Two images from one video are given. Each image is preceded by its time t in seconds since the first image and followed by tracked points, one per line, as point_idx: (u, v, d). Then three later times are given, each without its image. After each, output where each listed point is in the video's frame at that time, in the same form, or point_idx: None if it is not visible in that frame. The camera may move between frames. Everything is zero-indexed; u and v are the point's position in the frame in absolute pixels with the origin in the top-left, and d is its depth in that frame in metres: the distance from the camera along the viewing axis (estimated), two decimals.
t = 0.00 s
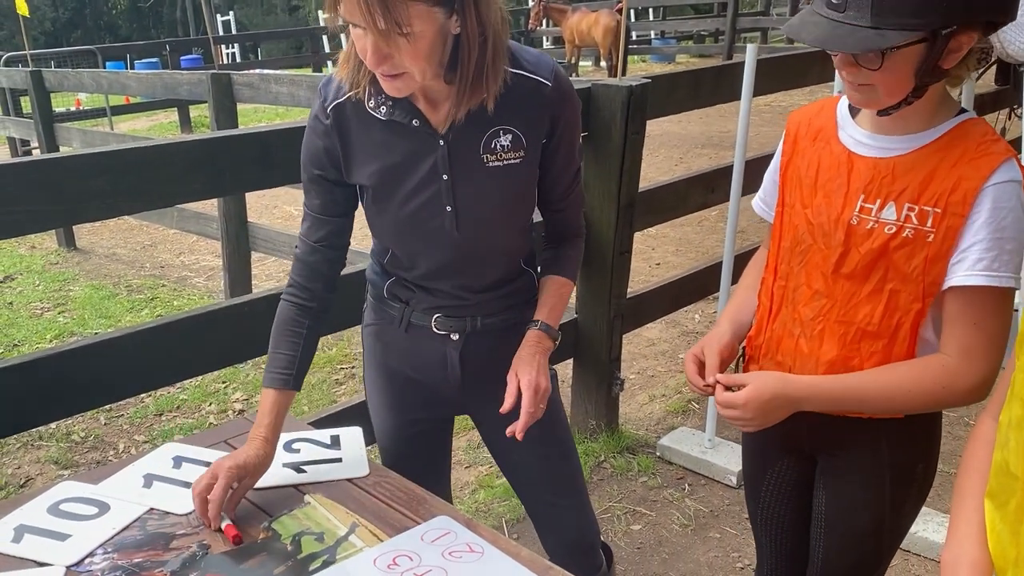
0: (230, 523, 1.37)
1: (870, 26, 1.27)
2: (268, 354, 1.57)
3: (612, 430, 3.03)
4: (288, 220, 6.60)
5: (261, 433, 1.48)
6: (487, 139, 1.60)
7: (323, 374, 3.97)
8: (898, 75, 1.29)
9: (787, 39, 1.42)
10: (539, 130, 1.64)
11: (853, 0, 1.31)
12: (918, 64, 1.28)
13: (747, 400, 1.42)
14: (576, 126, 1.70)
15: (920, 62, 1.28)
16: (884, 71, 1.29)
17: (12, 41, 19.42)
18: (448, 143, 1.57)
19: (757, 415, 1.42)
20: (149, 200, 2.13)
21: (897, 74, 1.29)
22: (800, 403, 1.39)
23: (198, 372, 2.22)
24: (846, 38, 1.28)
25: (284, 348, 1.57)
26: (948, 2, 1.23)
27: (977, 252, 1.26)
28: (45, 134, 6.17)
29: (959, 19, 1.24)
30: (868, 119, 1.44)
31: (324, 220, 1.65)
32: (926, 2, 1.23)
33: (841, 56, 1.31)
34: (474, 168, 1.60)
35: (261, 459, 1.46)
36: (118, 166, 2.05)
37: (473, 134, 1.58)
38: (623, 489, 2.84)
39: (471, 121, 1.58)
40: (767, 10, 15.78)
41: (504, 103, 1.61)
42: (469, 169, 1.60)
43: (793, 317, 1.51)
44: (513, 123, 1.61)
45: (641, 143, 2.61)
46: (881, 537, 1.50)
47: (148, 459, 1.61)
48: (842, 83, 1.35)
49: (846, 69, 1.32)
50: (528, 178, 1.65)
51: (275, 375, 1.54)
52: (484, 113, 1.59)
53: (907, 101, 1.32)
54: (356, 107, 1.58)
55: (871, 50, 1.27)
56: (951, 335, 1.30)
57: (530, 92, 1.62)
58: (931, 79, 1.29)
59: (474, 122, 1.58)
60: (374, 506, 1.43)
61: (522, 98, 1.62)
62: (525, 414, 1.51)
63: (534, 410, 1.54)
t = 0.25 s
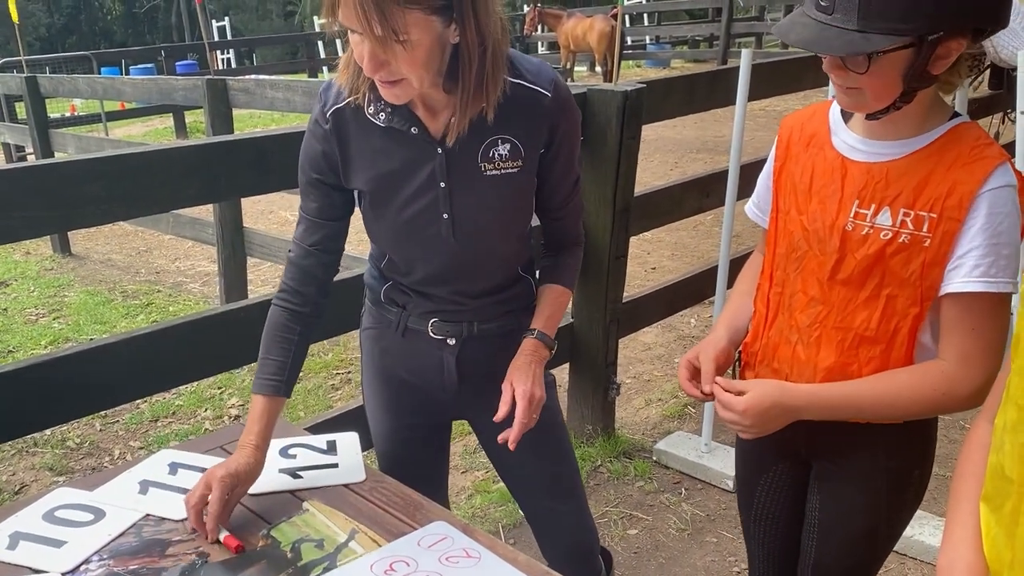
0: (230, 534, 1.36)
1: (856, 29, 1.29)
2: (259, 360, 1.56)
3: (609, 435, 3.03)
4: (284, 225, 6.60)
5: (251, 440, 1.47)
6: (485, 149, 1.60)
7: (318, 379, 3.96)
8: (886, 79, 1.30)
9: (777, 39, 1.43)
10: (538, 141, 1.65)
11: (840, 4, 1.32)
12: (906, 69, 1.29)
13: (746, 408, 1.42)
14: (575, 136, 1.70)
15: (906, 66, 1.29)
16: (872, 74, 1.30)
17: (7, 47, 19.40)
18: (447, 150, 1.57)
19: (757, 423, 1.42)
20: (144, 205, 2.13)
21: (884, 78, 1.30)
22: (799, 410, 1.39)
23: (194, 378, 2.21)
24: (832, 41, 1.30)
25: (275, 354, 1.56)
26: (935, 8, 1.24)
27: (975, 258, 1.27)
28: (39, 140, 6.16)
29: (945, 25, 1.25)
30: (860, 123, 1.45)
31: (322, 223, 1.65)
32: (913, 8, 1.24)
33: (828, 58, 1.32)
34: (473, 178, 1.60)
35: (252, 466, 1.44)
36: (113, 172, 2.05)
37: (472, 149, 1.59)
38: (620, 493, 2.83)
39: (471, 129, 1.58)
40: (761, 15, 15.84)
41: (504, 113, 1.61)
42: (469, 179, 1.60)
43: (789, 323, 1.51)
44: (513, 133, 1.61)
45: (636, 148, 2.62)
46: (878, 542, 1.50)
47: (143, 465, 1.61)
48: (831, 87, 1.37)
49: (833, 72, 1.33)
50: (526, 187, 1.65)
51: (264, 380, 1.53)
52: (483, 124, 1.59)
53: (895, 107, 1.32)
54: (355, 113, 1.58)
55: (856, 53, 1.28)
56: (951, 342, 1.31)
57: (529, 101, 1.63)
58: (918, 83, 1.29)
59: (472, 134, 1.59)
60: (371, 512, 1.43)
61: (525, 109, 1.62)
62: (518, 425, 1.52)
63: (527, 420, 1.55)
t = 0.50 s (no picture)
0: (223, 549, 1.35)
1: (837, 51, 1.31)
2: (250, 367, 1.56)
3: (600, 444, 3.03)
4: (274, 235, 6.59)
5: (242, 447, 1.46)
6: (474, 152, 1.61)
7: (310, 390, 3.95)
8: (871, 95, 1.32)
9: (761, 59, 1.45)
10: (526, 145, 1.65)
11: (820, 25, 1.33)
12: (890, 84, 1.31)
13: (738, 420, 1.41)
14: (563, 140, 1.71)
15: (892, 82, 1.30)
16: (856, 92, 1.32)
17: None
18: (436, 153, 1.58)
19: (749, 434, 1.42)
20: (134, 216, 2.12)
21: (869, 95, 1.32)
22: (793, 421, 1.39)
23: (184, 389, 2.20)
24: (813, 63, 1.32)
25: (267, 361, 1.56)
26: (914, 25, 1.26)
27: (966, 268, 1.28)
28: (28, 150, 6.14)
29: (926, 41, 1.27)
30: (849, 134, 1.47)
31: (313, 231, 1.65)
32: (892, 27, 1.26)
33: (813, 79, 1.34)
34: (463, 182, 1.61)
35: (244, 470, 1.43)
36: (103, 183, 2.05)
37: (460, 151, 1.59)
38: (611, 502, 2.84)
39: (457, 132, 1.59)
40: (749, 26, 15.98)
41: (492, 118, 1.62)
42: (457, 182, 1.60)
43: (779, 332, 1.52)
44: (501, 137, 1.62)
45: (625, 157, 2.63)
46: (864, 553, 1.51)
47: (133, 477, 1.60)
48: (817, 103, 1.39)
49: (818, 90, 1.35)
50: (515, 191, 1.65)
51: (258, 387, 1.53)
52: (471, 125, 1.60)
53: (882, 120, 1.34)
54: (344, 117, 1.59)
55: (838, 74, 1.30)
56: (942, 352, 1.32)
57: (518, 106, 1.64)
58: (904, 97, 1.31)
59: (460, 136, 1.59)
60: (362, 523, 1.43)
61: (513, 113, 1.63)
62: (505, 430, 1.51)
63: (514, 425, 1.54)
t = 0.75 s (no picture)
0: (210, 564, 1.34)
1: (822, 67, 1.32)
2: (261, 361, 1.64)
3: (590, 454, 3.03)
4: (262, 248, 6.57)
5: (258, 430, 1.52)
6: (459, 148, 1.62)
7: (298, 403, 3.93)
8: (858, 108, 1.34)
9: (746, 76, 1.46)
10: (508, 141, 1.68)
11: (805, 42, 1.35)
12: (876, 97, 1.33)
13: (725, 430, 1.42)
14: (540, 134, 1.74)
15: (879, 95, 1.32)
16: (842, 107, 1.34)
17: None
18: (422, 151, 1.59)
19: (735, 444, 1.43)
20: (121, 230, 2.11)
21: (854, 108, 1.34)
22: (779, 431, 1.41)
23: (171, 404, 2.19)
24: (799, 80, 1.33)
25: (277, 354, 1.65)
26: (897, 39, 1.28)
27: (950, 279, 1.30)
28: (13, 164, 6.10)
29: (910, 54, 1.28)
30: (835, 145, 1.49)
31: (302, 240, 1.69)
32: (879, 43, 1.28)
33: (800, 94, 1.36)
34: (449, 180, 1.61)
35: (258, 451, 1.49)
36: (89, 197, 2.04)
37: (443, 148, 1.61)
38: (601, 513, 2.83)
39: (440, 129, 1.61)
40: (734, 38, 16.14)
41: (474, 115, 1.65)
42: (445, 179, 1.61)
43: (766, 343, 1.53)
44: (485, 134, 1.65)
45: (613, 169, 2.65)
46: (854, 562, 1.52)
47: (120, 491, 1.58)
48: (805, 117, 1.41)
49: (805, 104, 1.37)
50: (500, 187, 1.66)
51: (270, 377, 1.61)
52: (454, 119, 1.63)
53: (869, 132, 1.36)
54: (323, 121, 1.60)
55: (825, 90, 1.32)
56: (927, 362, 1.34)
57: (495, 101, 1.67)
58: (890, 109, 1.33)
59: (443, 129, 1.61)
60: (351, 536, 1.42)
61: (491, 109, 1.66)
62: (505, 427, 1.54)
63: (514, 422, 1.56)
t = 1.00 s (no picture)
0: None
1: (791, 79, 1.36)
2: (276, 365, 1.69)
3: (573, 469, 3.04)
4: (244, 266, 6.54)
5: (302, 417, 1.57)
6: (433, 159, 1.64)
7: (279, 421, 3.90)
8: (826, 121, 1.37)
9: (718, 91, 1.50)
10: (481, 150, 1.70)
11: (773, 56, 1.39)
12: (844, 111, 1.36)
13: (703, 443, 1.45)
14: (511, 143, 1.77)
15: (845, 108, 1.36)
16: (810, 119, 1.37)
17: None
18: (396, 164, 1.61)
19: (712, 457, 1.45)
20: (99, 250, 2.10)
21: (824, 121, 1.37)
22: (756, 443, 1.43)
23: (151, 424, 2.17)
24: (768, 93, 1.37)
25: (290, 354, 1.70)
26: (862, 54, 1.31)
27: (921, 291, 1.33)
28: None
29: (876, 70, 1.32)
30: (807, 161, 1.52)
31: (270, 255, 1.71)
32: (842, 56, 1.32)
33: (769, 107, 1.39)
34: (428, 191, 1.63)
35: (313, 428, 1.53)
36: (67, 217, 2.02)
37: (419, 154, 1.63)
38: (585, 528, 2.84)
39: (412, 143, 1.63)
40: (712, 55, 16.36)
41: (446, 126, 1.67)
42: (421, 190, 1.63)
43: (743, 356, 1.56)
44: (457, 143, 1.67)
45: (592, 184, 2.68)
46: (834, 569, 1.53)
47: (98, 513, 1.57)
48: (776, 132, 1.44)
49: (775, 118, 1.40)
50: (476, 195, 1.68)
51: (297, 372, 1.66)
52: (426, 131, 1.65)
53: (838, 145, 1.40)
54: (296, 141, 1.62)
55: (795, 101, 1.35)
56: (901, 374, 1.37)
57: (466, 111, 1.70)
58: (858, 122, 1.37)
59: (415, 141, 1.63)
60: (332, 556, 1.41)
61: (463, 121, 1.69)
62: (499, 426, 1.58)
63: (509, 421, 1.61)
